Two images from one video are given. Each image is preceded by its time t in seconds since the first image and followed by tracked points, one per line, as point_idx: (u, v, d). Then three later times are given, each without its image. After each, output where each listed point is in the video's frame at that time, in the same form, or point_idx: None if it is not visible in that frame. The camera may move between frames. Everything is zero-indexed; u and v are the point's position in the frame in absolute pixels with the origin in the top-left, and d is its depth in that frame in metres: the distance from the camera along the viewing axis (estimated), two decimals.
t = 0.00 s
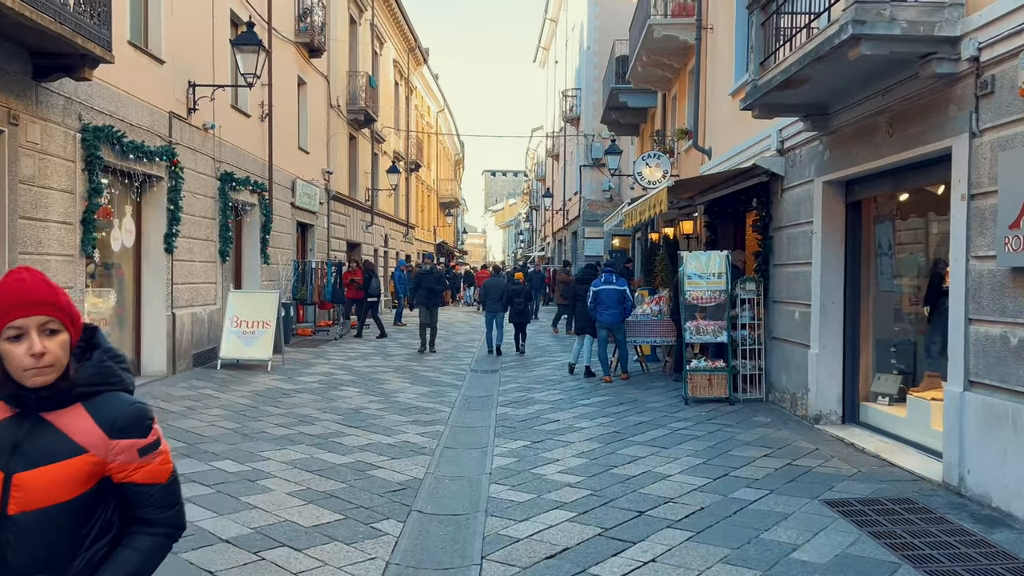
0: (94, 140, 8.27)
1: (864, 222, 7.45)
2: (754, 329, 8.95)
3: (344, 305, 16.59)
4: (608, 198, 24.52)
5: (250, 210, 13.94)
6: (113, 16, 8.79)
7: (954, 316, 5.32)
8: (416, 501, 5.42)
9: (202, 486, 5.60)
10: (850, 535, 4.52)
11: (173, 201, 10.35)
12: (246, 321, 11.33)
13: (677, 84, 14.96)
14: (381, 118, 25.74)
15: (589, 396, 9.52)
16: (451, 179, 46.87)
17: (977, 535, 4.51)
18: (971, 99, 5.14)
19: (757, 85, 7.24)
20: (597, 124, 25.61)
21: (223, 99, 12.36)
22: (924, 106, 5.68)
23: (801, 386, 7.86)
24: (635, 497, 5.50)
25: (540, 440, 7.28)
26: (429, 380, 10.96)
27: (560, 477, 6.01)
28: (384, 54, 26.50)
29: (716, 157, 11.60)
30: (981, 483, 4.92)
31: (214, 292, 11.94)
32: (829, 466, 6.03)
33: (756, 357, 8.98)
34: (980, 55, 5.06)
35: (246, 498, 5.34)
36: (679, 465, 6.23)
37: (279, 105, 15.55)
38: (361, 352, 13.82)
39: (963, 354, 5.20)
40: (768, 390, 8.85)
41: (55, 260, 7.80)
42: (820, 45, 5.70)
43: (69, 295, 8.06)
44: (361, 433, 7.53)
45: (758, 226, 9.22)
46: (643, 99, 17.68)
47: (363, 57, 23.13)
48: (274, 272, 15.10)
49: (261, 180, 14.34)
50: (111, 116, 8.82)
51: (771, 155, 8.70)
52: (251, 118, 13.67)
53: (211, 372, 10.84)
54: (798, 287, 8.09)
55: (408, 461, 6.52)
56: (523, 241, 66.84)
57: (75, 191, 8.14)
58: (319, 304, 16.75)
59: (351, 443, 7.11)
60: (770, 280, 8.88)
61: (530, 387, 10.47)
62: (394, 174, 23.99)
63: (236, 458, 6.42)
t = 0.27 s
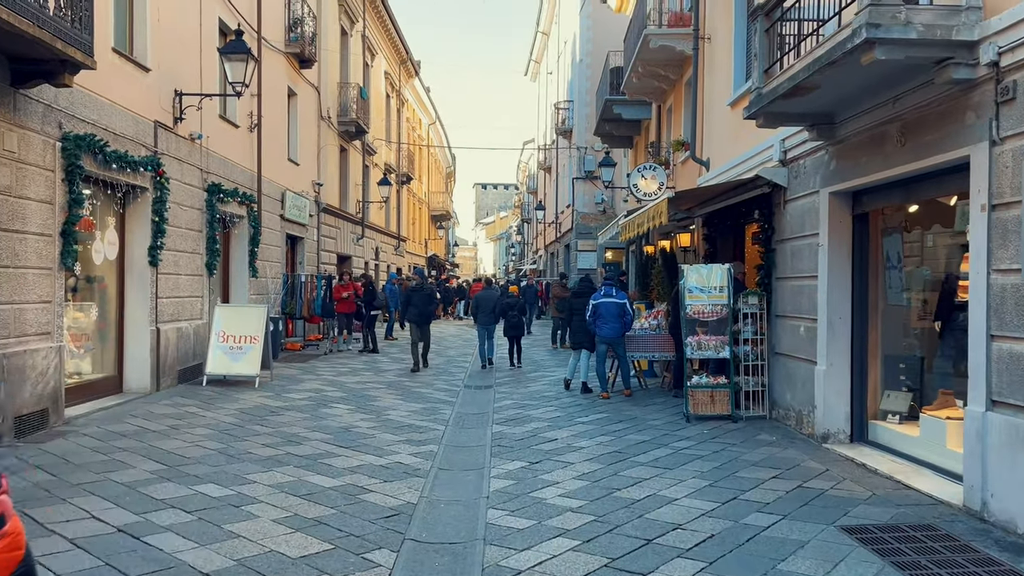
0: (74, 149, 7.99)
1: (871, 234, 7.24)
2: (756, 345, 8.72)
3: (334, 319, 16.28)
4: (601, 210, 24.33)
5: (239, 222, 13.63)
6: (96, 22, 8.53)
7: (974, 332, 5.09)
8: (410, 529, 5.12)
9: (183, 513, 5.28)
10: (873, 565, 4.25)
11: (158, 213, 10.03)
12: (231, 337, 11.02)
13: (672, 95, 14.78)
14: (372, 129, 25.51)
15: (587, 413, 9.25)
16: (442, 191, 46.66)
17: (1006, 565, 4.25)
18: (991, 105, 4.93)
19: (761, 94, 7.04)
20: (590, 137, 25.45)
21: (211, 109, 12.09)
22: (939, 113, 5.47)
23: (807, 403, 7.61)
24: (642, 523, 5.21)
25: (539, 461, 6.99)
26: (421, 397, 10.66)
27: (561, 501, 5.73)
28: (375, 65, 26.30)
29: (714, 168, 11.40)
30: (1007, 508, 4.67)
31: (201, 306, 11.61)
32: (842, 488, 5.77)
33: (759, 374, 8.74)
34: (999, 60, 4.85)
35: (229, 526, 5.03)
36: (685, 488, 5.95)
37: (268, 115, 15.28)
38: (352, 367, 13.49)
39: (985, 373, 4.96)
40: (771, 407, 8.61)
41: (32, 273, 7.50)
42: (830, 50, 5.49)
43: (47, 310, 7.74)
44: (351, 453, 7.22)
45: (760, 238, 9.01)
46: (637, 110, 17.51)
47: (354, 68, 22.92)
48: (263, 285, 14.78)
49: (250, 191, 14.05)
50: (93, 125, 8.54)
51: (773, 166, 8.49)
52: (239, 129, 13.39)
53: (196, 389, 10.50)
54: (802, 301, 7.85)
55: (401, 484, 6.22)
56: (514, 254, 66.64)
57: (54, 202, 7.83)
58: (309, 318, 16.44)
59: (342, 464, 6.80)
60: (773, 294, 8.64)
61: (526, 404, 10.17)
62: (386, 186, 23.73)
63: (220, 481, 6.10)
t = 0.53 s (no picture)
0: (52, 160, 7.69)
1: (877, 249, 7.02)
2: (758, 362, 8.48)
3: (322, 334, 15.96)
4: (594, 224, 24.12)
5: (225, 235, 13.32)
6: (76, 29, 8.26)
7: (994, 352, 4.86)
8: (400, 561, 4.82)
9: (158, 545, 4.96)
10: None
11: (140, 226, 9.73)
12: (216, 354, 10.70)
13: (667, 107, 14.60)
14: (362, 142, 25.28)
15: (584, 433, 8.97)
16: (433, 205, 46.45)
17: None
18: (1008, 115, 4.72)
19: (764, 103, 6.83)
20: (582, 150, 25.29)
21: (197, 120, 11.81)
22: (952, 123, 5.26)
23: (811, 423, 7.37)
24: (647, 552, 4.93)
25: (535, 485, 6.70)
26: (412, 415, 10.35)
27: (560, 530, 5.44)
28: (366, 78, 26.09)
29: (710, 181, 11.20)
30: None
31: (185, 322, 11.28)
32: (854, 515, 5.51)
33: (760, 392, 8.49)
34: (1017, 67, 4.64)
35: (207, 559, 4.71)
36: (689, 514, 5.68)
37: (257, 126, 15.00)
38: (340, 384, 13.17)
39: (1006, 394, 4.73)
40: (773, 426, 8.36)
41: (5, 289, 7.18)
42: (839, 57, 5.29)
43: (21, 327, 7.42)
44: (340, 477, 6.91)
45: (760, 252, 8.78)
46: (631, 123, 17.34)
47: (345, 80, 22.70)
48: (250, 300, 14.45)
49: (237, 204, 13.75)
50: (72, 135, 8.25)
51: (774, 179, 8.28)
52: (226, 140, 13.11)
53: (179, 408, 10.16)
54: (805, 317, 7.62)
55: (392, 510, 5.92)
56: (505, 267, 66.40)
57: (30, 215, 7.53)
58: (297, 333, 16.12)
59: (329, 490, 6.49)
60: (775, 310, 8.41)
61: (520, 422, 9.88)
62: (376, 199, 23.48)
63: (200, 509, 5.79)
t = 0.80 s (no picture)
0: (25, 168, 7.40)
1: (881, 260, 6.80)
2: (756, 378, 8.22)
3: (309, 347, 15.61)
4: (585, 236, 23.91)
5: (209, 246, 13.01)
6: (52, 33, 7.99)
7: (1011, 368, 4.62)
8: None
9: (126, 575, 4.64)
10: None
11: (119, 236, 9.41)
12: (197, 368, 10.37)
13: (660, 118, 14.41)
14: (351, 153, 25.03)
15: (577, 450, 8.68)
16: (423, 217, 46.19)
17: None
18: None
19: (764, 110, 6.62)
20: (573, 162, 25.11)
21: (181, 128, 11.52)
22: (964, 128, 5.05)
23: (813, 440, 7.11)
24: None
25: (528, 506, 6.39)
26: (400, 432, 10.03)
27: (555, 556, 5.15)
28: (355, 88, 25.86)
29: (706, 192, 10.99)
30: None
31: (166, 335, 10.94)
32: (863, 539, 5.24)
33: (759, 408, 8.24)
34: None
35: None
36: (690, 539, 5.39)
37: (243, 136, 14.72)
38: (327, 399, 12.82)
39: None
40: (773, 443, 8.10)
41: None
42: (844, 60, 5.08)
43: None
44: (323, 498, 6.60)
45: (759, 264, 8.56)
46: (623, 134, 17.15)
47: (334, 91, 22.46)
48: (234, 313, 14.11)
49: (222, 215, 13.45)
50: (47, 141, 7.95)
51: (773, 188, 8.06)
52: (211, 150, 12.82)
53: (158, 425, 9.80)
54: (806, 330, 7.37)
55: (377, 535, 5.61)
56: (495, 280, 66.11)
57: (1, 224, 7.22)
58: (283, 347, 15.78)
59: (311, 512, 6.17)
60: (774, 323, 8.16)
61: (512, 439, 9.57)
62: (365, 211, 23.20)
63: (173, 534, 5.46)
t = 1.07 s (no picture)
0: None
1: (884, 270, 6.55)
2: (754, 393, 7.94)
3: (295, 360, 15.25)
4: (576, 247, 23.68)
5: (192, 257, 12.70)
6: (24, 34, 7.71)
7: None
8: None
9: None
10: None
11: (95, 245, 9.06)
12: (177, 383, 10.04)
13: (652, 127, 14.21)
14: (340, 163, 24.76)
15: (570, 468, 8.39)
16: (414, 228, 45.92)
17: None
18: None
19: (763, 114, 6.38)
20: (564, 173, 24.91)
21: (162, 135, 11.22)
22: (976, 131, 4.83)
23: (815, 458, 6.84)
24: None
25: (518, 529, 6.08)
26: (386, 448, 9.71)
27: None
28: (344, 98, 25.61)
29: (700, 201, 10.77)
30: None
31: (145, 348, 10.61)
32: (872, 564, 4.96)
33: (758, 424, 7.97)
34: None
35: None
36: (689, 564, 5.10)
37: (228, 144, 14.41)
38: (313, 413, 12.49)
39: None
40: (772, 460, 7.83)
41: None
42: (849, 61, 4.85)
43: None
44: (303, 520, 6.28)
45: (757, 275, 8.31)
46: (615, 144, 16.95)
47: (322, 100, 22.20)
48: (218, 325, 13.76)
49: (206, 225, 13.14)
50: (18, 146, 7.65)
51: (770, 196, 7.83)
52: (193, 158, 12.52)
53: (135, 441, 9.45)
54: (807, 342, 7.11)
55: (358, 561, 5.29)
56: (486, 292, 65.80)
57: None
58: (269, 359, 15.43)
59: (289, 536, 5.86)
60: (773, 336, 7.90)
61: (502, 456, 9.26)
62: (354, 221, 22.91)
63: (141, 561, 5.13)
